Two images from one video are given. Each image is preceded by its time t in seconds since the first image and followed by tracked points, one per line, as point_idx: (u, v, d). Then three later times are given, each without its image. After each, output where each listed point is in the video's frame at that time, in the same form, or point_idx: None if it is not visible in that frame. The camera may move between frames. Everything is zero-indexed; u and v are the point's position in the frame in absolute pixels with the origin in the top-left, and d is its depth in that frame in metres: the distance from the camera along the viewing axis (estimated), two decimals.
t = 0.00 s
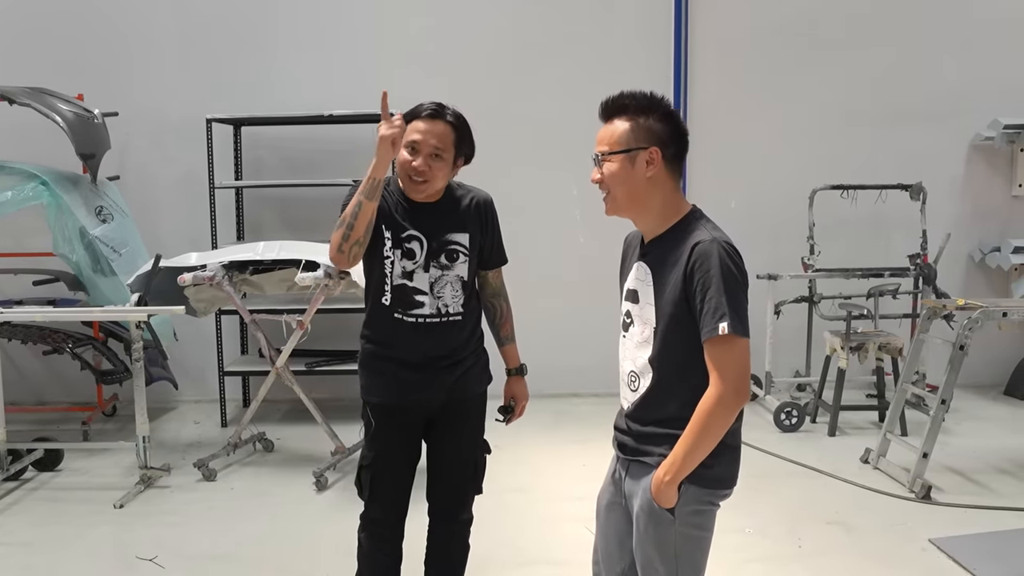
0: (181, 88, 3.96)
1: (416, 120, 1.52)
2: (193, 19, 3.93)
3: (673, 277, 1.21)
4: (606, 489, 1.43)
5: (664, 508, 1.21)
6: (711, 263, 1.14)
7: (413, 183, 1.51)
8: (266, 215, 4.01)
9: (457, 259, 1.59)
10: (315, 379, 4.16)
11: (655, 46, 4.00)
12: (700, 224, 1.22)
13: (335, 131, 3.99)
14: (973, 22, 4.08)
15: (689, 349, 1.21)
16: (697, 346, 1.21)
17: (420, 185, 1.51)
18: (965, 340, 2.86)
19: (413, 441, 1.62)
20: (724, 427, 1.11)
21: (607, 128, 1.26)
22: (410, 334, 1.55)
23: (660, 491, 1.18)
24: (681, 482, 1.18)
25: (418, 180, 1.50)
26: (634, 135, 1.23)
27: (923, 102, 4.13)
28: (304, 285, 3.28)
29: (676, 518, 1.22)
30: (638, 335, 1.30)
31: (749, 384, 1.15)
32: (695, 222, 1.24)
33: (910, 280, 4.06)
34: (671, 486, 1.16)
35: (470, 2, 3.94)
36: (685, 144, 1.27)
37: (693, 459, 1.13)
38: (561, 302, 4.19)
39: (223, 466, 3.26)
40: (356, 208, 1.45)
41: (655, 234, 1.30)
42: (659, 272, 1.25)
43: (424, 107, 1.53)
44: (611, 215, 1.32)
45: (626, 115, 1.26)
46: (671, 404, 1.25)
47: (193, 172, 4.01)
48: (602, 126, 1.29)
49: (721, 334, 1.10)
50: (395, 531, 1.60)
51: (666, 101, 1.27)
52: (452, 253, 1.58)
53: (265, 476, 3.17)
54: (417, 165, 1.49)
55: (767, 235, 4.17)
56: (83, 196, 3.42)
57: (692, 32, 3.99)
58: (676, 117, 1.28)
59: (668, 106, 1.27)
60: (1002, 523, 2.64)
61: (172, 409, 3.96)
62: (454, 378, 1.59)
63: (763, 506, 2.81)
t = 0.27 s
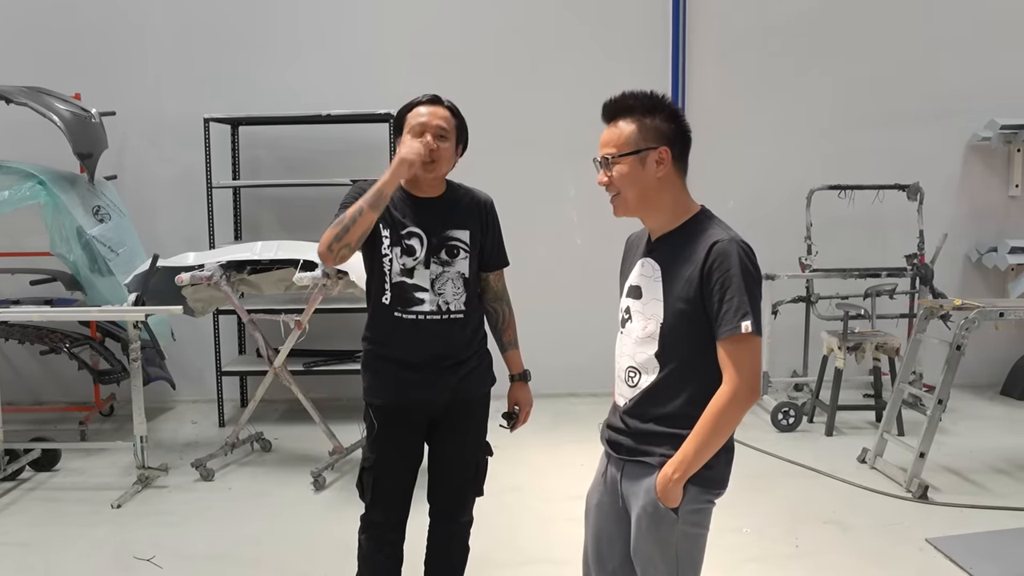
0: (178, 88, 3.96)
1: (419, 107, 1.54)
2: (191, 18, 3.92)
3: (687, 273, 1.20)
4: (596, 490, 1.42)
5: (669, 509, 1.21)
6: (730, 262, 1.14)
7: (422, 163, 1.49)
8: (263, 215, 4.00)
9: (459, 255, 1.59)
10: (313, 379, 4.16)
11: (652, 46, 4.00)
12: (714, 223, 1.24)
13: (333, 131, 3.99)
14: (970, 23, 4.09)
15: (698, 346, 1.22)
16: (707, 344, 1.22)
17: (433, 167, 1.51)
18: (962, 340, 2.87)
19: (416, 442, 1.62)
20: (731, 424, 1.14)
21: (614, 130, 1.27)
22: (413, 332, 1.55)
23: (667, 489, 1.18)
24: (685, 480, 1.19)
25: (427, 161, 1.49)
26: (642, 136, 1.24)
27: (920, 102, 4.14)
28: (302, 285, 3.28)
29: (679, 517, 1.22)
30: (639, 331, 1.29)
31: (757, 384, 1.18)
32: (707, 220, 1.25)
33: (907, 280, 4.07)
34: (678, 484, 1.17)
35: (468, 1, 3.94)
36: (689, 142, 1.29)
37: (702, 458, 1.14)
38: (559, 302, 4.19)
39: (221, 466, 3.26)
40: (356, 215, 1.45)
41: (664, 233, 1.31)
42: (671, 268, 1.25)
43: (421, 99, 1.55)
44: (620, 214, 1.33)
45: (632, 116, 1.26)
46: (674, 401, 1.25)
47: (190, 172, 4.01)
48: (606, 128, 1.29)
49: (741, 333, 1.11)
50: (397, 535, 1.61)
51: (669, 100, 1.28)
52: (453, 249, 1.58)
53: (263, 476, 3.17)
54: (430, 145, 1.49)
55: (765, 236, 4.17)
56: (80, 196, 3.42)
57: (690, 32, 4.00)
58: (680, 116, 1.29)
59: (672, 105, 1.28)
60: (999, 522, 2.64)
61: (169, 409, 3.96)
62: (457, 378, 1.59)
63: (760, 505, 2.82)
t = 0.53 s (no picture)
0: (177, 87, 3.96)
1: (421, 108, 1.59)
2: (190, 17, 3.92)
3: (694, 269, 1.21)
4: (597, 492, 1.41)
5: (682, 510, 1.21)
6: (741, 260, 1.15)
7: (426, 160, 1.52)
8: (262, 215, 4.00)
9: (460, 254, 1.59)
10: (311, 379, 4.15)
11: (651, 47, 4.01)
12: (724, 220, 1.25)
13: (331, 130, 3.99)
14: (967, 23, 4.10)
15: (704, 343, 1.23)
16: (713, 341, 1.23)
17: (434, 162, 1.53)
18: (960, 340, 2.87)
19: (416, 443, 1.61)
20: (737, 421, 1.16)
21: (643, 111, 1.27)
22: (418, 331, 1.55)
23: (679, 490, 1.19)
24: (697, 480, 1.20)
25: (431, 158, 1.52)
26: (674, 126, 1.25)
27: (917, 102, 4.14)
28: (300, 285, 3.28)
29: (693, 518, 1.22)
30: (644, 325, 1.28)
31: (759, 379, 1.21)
32: (714, 218, 1.26)
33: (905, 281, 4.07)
34: (689, 483, 1.18)
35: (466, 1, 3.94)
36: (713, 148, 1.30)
37: (712, 456, 1.16)
38: (557, 301, 4.19)
39: (219, 466, 3.26)
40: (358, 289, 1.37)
41: (665, 226, 1.31)
42: (677, 265, 1.24)
43: (421, 101, 1.60)
44: (622, 196, 1.32)
45: (669, 104, 1.27)
46: (680, 399, 1.26)
47: (188, 172, 4.00)
48: (637, 108, 1.29)
49: (753, 330, 1.13)
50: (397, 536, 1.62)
51: (704, 101, 1.29)
52: (455, 248, 1.58)
53: (261, 476, 3.17)
54: (433, 141, 1.52)
55: (763, 236, 4.18)
56: (79, 196, 3.41)
57: (688, 32, 4.00)
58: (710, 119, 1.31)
59: (706, 106, 1.29)
60: (996, 522, 2.65)
61: (167, 409, 3.95)
62: (458, 378, 1.59)
63: (758, 505, 2.82)
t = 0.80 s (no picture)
0: (176, 87, 3.95)
1: (422, 107, 1.59)
2: (189, 17, 3.92)
3: (699, 272, 1.21)
4: (603, 495, 1.41)
5: (688, 512, 1.22)
6: (744, 262, 1.16)
7: (428, 159, 1.52)
8: (261, 215, 4.00)
9: (461, 255, 1.59)
10: (310, 379, 4.15)
11: (650, 47, 4.01)
12: (726, 223, 1.25)
13: (330, 130, 3.98)
14: (965, 24, 4.10)
15: (709, 346, 1.23)
16: (717, 343, 1.23)
17: (438, 162, 1.53)
18: (958, 341, 2.88)
19: (416, 443, 1.62)
20: (743, 424, 1.17)
21: (655, 114, 1.26)
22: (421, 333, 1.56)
23: (685, 492, 1.19)
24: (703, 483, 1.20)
25: (433, 157, 1.52)
26: (688, 131, 1.24)
27: (916, 103, 4.15)
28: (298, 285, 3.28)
29: (699, 520, 1.22)
30: (648, 328, 1.28)
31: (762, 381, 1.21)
32: (721, 222, 1.26)
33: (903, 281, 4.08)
34: (695, 486, 1.18)
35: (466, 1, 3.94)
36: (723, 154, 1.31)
37: (718, 458, 1.16)
38: (556, 301, 4.20)
39: (217, 466, 3.26)
40: (368, 330, 1.51)
41: (669, 228, 1.31)
42: (680, 268, 1.25)
43: (421, 101, 1.59)
44: (628, 195, 1.31)
45: (682, 107, 1.26)
46: (685, 401, 1.26)
47: (187, 171, 4.00)
48: (649, 109, 1.28)
49: (756, 332, 1.14)
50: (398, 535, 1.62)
51: (717, 106, 1.29)
52: (455, 248, 1.58)
53: (260, 476, 3.17)
54: (435, 140, 1.52)
55: (761, 236, 4.18)
56: (77, 195, 3.41)
57: (687, 32, 4.00)
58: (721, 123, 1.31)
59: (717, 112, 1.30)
60: (994, 522, 2.66)
61: (166, 409, 3.95)
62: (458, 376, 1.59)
63: (756, 505, 2.82)
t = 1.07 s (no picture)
0: (175, 87, 3.95)
1: (431, 108, 1.57)
2: (188, 16, 3.91)
3: (704, 272, 1.21)
4: (606, 493, 1.41)
5: (690, 510, 1.22)
6: (748, 262, 1.16)
7: (441, 164, 1.53)
8: (260, 215, 4.00)
9: (461, 255, 1.58)
10: (309, 379, 4.15)
11: (649, 47, 4.01)
12: (728, 224, 1.25)
13: (330, 130, 3.99)
14: (964, 24, 4.11)
15: (713, 346, 1.23)
16: (722, 342, 1.23)
17: (448, 167, 1.53)
18: (957, 340, 2.88)
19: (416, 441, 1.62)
20: (747, 424, 1.16)
21: (642, 120, 1.25)
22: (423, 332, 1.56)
23: (687, 491, 1.20)
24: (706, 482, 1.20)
25: (445, 162, 1.53)
26: (678, 130, 1.24)
27: (915, 103, 4.15)
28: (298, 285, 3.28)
29: (701, 519, 1.22)
30: (653, 329, 1.29)
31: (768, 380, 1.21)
32: (722, 220, 1.26)
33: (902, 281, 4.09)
34: (699, 484, 1.18)
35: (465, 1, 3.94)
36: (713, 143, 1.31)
37: (723, 457, 1.16)
38: (556, 301, 4.20)
39: (217, 466, 3.26)
40: (372, 326, 1.55)
41: (675, 229, 1.31)
42: (683, 267, 1.26)
43: (430, 101, 1.57)
44: (632, 207, 1.32)
45: (664, 108, 1.25)
46: (689, 401, 1.26)
47: (187, 172, 4.00)
48: (633, 118, 1.28)
49: (760, 332, 1.14)
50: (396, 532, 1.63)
51: (698, 99, 1.28)
52: (456, 248, 1.58)
53: (259, 476, 3.17)
54: (449, 144, 1.52)
55: (761, 236, 4.18)
56: (77, 195, 3.41)
57: (686, 33, 4.00)
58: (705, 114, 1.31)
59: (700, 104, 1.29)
60: (992, 522, 2.66)
61: (165, 409, 3.95)
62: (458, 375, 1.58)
63: (754, 505, 2.82)
